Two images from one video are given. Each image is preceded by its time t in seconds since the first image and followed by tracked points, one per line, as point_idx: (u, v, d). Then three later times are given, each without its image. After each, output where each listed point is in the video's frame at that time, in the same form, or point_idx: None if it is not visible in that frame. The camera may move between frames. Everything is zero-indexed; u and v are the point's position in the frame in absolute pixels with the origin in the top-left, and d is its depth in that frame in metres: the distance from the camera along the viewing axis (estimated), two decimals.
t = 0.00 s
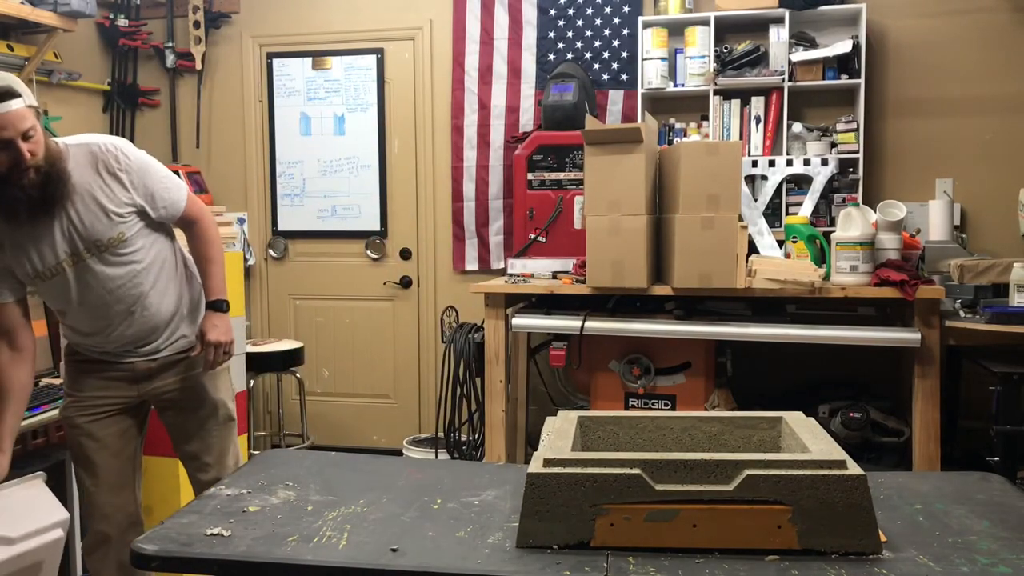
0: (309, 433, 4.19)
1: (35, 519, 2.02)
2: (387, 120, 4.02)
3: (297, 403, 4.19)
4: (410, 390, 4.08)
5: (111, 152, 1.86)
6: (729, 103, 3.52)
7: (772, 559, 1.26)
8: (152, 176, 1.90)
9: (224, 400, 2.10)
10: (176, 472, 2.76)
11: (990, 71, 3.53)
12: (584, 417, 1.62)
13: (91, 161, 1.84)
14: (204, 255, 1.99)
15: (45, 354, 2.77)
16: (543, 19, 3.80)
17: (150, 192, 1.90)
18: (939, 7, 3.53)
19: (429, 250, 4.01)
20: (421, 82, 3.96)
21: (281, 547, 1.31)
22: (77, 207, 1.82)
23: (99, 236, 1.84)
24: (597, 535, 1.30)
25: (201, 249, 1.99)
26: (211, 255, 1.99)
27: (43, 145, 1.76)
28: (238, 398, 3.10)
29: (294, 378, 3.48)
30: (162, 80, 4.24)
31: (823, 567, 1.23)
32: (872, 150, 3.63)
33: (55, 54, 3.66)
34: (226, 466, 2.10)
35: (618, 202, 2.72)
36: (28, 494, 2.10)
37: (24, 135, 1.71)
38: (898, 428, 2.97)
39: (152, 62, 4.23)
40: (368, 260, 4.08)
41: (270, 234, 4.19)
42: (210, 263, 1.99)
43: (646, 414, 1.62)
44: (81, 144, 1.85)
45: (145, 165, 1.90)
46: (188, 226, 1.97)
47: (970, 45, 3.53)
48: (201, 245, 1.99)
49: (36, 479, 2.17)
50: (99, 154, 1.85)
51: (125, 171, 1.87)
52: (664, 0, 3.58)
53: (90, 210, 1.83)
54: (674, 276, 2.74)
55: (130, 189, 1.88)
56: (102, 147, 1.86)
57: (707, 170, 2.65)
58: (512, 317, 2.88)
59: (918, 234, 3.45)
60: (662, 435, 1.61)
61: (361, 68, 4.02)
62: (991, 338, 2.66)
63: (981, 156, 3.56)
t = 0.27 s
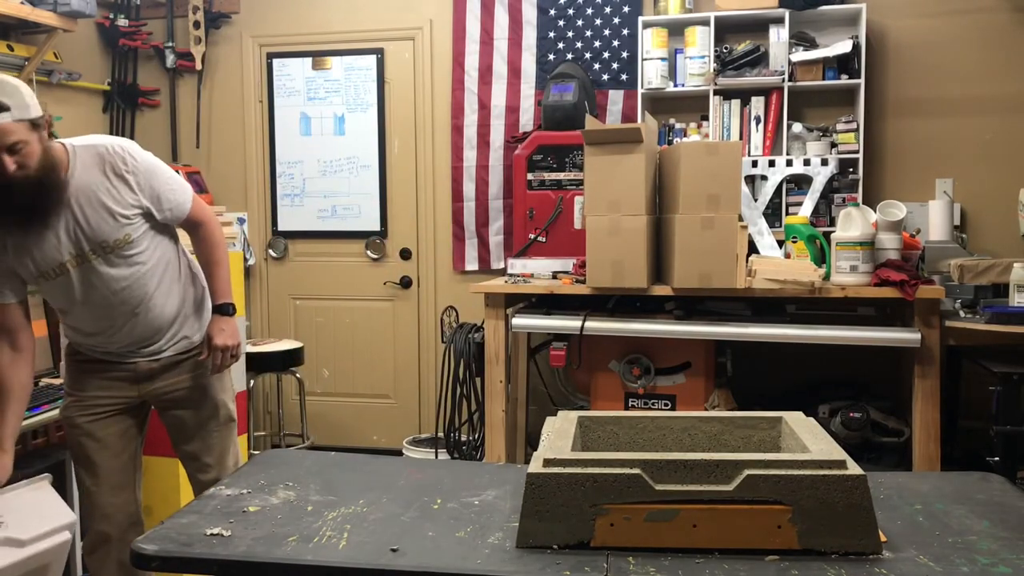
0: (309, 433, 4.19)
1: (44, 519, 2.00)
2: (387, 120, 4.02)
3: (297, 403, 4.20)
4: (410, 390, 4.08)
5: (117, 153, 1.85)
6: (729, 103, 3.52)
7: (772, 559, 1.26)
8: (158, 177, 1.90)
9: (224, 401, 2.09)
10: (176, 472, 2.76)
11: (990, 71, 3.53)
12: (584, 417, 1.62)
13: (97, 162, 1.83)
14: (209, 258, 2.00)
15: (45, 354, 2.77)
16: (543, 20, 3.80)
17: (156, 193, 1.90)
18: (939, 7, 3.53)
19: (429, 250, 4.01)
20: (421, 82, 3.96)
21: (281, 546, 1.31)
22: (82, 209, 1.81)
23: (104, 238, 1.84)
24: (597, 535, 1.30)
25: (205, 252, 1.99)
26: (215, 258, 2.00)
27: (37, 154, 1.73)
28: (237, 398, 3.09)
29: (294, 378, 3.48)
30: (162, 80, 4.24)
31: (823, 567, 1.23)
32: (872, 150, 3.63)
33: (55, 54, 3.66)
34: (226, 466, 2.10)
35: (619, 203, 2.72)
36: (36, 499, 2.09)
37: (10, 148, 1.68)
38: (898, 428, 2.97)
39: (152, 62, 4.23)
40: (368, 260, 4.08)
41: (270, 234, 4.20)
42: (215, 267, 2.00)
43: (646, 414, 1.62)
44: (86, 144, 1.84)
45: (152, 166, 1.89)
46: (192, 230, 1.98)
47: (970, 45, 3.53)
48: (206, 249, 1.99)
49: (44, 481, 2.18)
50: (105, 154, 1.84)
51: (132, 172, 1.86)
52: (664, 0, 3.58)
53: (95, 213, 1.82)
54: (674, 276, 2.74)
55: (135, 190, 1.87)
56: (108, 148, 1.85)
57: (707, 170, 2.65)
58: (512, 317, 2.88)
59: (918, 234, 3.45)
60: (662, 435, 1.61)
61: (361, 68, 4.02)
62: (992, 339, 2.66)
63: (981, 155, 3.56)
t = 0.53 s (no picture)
0: (309, 433, 4.19)
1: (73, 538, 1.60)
2: (387, 120, 4.02)
3: (297, 404, 4.20)
4: (410, 390, 4.08)
5: (129, 171, 1.82)
6: (729, 103, 3.52)
7: (772, 559, 1.26)
8: (170, 195, 1.88)
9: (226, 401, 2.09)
10: (176, 472, 2.77)
11: (990, 71, 3.53)
12: (583, 417, 1.62)
13: (106, 180, 1.80)
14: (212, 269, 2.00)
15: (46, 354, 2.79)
16: (543, 20, 3.80)
17: (169, 211, 1.89)
18: (939, 7, 3.53)
19: (429, 250, 4.01)
20: (421, 82, 3.96)
21: (281, 547, 1.31)
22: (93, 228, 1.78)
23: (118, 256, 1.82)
24: (597, 535, 1.30)
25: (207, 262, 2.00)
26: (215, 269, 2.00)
27: (38, 185, 1.62)
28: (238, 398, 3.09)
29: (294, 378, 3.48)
30: (162, 80, 4.24)
31: (823, 567, 1.23)
32: (872, 150, 3.63)
33: (55, 54, 3.65)
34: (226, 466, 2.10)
35: (619, 203, 2.72)
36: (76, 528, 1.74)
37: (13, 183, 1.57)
38: (898, 428, 2.97)
39: (152, 62, 4.23)
40: (368, 260, 4.08)
41: (270, 234, 4.20)
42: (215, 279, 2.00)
43: (646, 414, 1.62)
44: (95, 162, 1.80)
45: (164, 184, 1.87)
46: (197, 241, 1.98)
47: (971, 45, 3.53)
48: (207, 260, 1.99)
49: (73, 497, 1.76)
50: (116, 172, 1.81)
51: (144, 190, 1.84)
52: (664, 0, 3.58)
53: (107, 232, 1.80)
54: (674, 276, 2.74)
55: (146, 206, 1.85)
56: (119, 165, 1.82)
57: (708, 170, 2.65)
58: (512, 317, 2.88)
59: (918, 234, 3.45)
60: (662, 435, 1.61)
61: (361, 68, 4.02)
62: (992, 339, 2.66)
63: (981, 155, 3.56)
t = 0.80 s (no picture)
0: (309, 433, 4.19)
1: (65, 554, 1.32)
2: (387, 120, 4.02)
3: (297, 403, 4.20)
4: (410, 390, 4.08)
5: (162, 202, 1.77)
6: (729, 103, 3.52)
7: (772, 559, 1.26)
8: (196, 239, 1.80)
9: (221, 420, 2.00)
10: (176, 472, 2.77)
11: (990, 72, 3.53)
12: (583, 417, 1.62)
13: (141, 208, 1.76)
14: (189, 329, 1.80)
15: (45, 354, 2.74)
16: (543, 20, 3.80)
17: (187, 257, 1.79)
18: (939, 7, 3.53)
19: (428, 250, 4.01)
20: (421, 82, 3.96)
21: (281, 547, 1.31)
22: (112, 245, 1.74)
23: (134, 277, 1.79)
24: (597, 535, 1.30)
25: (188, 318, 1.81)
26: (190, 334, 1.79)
27: (77, 198, 1.58)
28: (238, 398, 3.09)
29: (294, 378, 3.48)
30: (162, 80, 4.24)
31: (823, 567, 1.23)
32: (872, 150, 3.63)
33: (55, 54, 3.65)
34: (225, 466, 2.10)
35: (619, 203, 2.72)
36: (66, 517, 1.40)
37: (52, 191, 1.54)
38: (898, 428, 2.97)
39: (152, 61, 4.23)
40: (368, 260, 4.08)
41: (270, 234, 4.20)
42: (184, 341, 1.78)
43: (646, 415, 1.62)
44: (133, 183, 1.76)
45: (193, 225, 1.80)
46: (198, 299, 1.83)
47: (971, 45, 3.53)
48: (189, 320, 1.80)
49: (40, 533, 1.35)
50: (150, 199, 1.77)
51: (170, 225, 1.78)
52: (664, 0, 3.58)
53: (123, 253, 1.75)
54: (674, 276, 2.74)
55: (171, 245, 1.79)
56: (156, 194, 1.77)
57: (708, 170, 2.65)
58: (512, 317, 2.88)
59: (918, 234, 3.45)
60: (662, 435, 1.61)
61: (361, 68, 4.02)
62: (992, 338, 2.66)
63: (981, 155, 3.56)
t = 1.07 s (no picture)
0: (309, 434, 4.19)
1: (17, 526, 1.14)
2: (387, 120, 4.02)
3: (297, 403, 4.20)
4: (410, 390, 4.08)
5: (199, 200, 1.76)
6: (729, 102, 3.52)
7: (772, 559, 1.26)
8: (225, 241, 1.79)
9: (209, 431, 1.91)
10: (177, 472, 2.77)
11: (990, 72, 3.53)
12: (584, 417, 1.62)
13: (176, 198, 1.75)
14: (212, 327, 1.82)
15: (45, 354, 2.67)
16: (543, 20, 3.80)
17: (215, 256, 1.79)
18: (939, 7, 3.53)
19: (428, 250, 4.01)
20: (421, 83, 3.96)
21: (281, 546, 1.31)
22: (138, 227, 1.71)
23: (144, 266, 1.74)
24: (597, 535, 1.30)
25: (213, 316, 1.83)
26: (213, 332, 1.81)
27: (125, 162, 1.62)
28: (238, 398, 3.09)
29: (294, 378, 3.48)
30: (162, 80, 4.24)
31: (823, 567, 1.23)
32: (872, 150, 3.63)
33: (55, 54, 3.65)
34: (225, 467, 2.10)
35: (619, 202, 2.72)
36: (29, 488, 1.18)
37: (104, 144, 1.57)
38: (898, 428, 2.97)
39: (152, 61, 4.23)
40: (368, 260, 4.08)
41: (270, 234, 4.20)
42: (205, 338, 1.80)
43: (646, 414, 1.62)
44: (174, 172, 1.75)
45: (226, 227, 1.79)
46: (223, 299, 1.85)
47: (970, 45, 3.53)
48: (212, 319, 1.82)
49: None
50: (186, 194, 1.75)
51: (203, 222, 1.77)
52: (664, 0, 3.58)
53: (148, 237, 1.72)
54: (673, 276, 2.74)
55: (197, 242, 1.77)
56: (195, 190, 1.76)
57: (708, 170, 2.65)
58: (512, 317, 2.88)
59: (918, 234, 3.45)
60: (662, 435, 1.61)
61: (361, 68, 4.02)
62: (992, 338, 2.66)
63: (980, 155, 3.56)
